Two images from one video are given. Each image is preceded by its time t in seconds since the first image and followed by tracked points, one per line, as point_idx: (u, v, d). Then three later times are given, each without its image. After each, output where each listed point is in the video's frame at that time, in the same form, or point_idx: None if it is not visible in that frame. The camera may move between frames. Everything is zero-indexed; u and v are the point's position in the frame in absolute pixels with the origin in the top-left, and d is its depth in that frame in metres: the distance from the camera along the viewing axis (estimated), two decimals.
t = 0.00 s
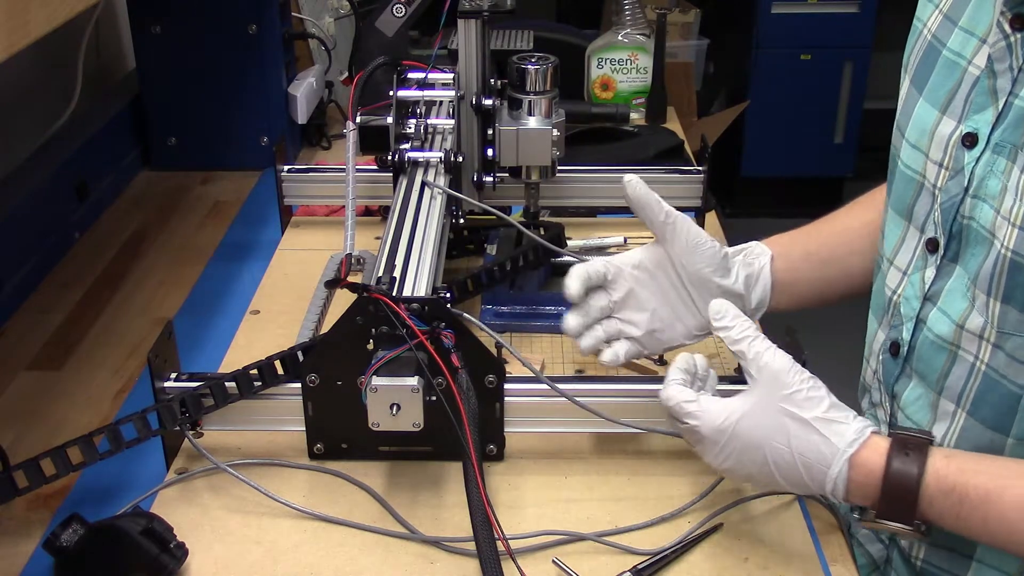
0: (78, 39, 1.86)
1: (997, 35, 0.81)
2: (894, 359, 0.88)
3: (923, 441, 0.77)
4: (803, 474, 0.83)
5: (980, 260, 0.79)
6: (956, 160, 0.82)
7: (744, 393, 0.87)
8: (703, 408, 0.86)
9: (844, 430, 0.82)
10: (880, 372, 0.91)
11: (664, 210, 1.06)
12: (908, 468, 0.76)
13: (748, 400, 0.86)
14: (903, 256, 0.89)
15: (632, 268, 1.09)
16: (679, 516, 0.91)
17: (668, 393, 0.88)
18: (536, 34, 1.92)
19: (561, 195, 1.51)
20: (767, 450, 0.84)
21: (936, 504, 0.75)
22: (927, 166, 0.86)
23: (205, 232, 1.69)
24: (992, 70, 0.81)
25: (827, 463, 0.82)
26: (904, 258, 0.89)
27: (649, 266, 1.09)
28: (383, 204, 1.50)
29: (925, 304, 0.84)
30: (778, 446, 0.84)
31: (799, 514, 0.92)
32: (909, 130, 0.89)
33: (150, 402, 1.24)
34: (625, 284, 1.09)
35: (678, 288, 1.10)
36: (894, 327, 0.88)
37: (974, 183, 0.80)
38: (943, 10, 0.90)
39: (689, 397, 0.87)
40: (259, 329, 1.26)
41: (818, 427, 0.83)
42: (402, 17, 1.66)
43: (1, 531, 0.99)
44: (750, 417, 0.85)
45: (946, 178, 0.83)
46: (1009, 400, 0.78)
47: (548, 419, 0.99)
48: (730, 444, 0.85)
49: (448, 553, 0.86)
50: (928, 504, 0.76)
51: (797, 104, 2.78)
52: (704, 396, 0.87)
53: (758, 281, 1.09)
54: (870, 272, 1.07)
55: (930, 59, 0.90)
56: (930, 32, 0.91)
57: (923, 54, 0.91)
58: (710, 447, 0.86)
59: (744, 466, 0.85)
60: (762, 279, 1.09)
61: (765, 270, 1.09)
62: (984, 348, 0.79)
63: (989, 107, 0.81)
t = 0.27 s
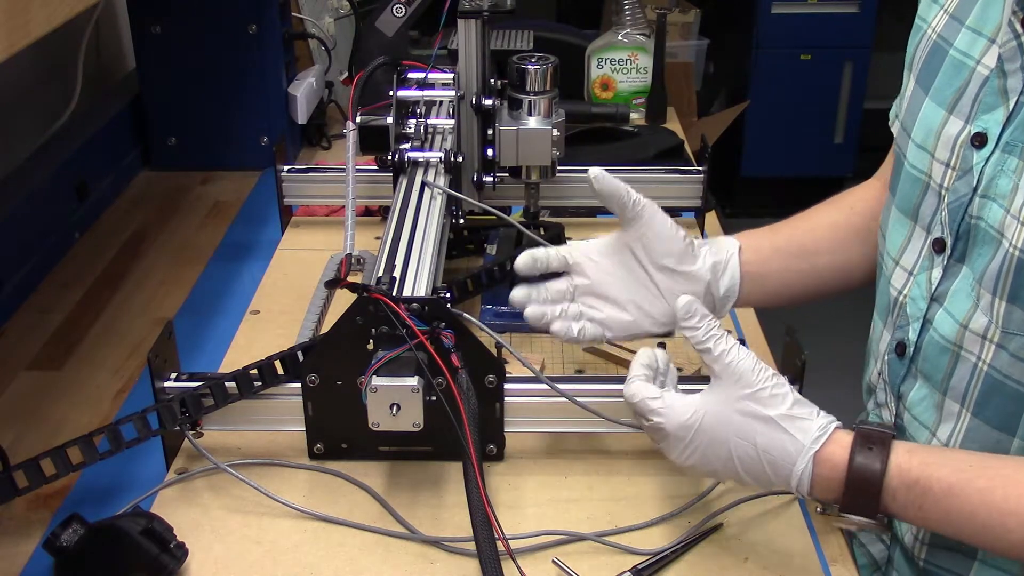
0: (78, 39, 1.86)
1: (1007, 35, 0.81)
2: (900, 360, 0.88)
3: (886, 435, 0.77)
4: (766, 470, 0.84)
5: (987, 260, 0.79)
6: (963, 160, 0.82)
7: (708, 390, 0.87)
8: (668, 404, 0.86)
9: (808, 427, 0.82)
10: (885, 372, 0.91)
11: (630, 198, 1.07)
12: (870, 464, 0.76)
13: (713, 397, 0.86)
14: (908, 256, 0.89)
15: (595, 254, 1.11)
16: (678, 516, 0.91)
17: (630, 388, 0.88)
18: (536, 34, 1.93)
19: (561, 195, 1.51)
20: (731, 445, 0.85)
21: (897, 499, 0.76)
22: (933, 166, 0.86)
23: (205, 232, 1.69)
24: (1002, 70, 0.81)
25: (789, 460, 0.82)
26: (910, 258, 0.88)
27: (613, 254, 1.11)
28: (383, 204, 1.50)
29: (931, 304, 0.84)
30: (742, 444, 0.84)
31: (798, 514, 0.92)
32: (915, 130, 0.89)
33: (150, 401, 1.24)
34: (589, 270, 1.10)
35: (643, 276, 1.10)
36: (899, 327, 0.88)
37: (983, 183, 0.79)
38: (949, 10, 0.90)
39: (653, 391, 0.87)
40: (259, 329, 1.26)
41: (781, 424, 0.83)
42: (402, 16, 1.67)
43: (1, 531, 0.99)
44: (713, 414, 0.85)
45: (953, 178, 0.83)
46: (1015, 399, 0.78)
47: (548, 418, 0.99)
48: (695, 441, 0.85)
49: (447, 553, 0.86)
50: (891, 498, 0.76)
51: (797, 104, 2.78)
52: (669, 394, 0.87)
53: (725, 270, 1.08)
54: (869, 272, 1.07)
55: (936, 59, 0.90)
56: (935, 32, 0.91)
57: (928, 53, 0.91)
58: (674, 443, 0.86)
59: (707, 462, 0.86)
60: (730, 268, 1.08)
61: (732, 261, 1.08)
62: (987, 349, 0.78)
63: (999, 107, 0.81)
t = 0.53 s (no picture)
0: (78, 38, 1.86)
1: (1012, 34, 0.81)
2: (903, 359, 0.88)
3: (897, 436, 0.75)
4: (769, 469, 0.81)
5: (993, 258, 0.79)
6: (968, 159, 0.82)
7: (715, 392, 0.82)
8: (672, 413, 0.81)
9: (819, 435, 0.79)
10: (887, 372, 0.91)
11: (650, 172, 0.95)
12: (884, 468, 0.74)
13: (721, 401, 0.81)
14: (911, 255, 0.89)
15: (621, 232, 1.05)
16: (679, 516, 0.91)
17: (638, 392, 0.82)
18: (536, 35, 1.93)
19: (561, 195, 1.51)
20: (737, 448, 0.82)
21: (910, 500, 0.74)
22: (936, 165, 0.86)
23: (205, 232, 1.69)
24: (1008, 68, 0.81)
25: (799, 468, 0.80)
26: (913, 257, 0.88)
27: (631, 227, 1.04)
28: (383, 204, 1.50)
29: (936, 303, 0.84)
30: (750, 446, 0.81)
31: (799, 514, 0.92)
32: (916, 128, 0.89)
33: (150, 402, 1.24)
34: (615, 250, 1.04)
35: (664, 260, 1.04)
36: (902, 326, 0.88)
37: (988, 181, 0.79)
38: (946, 9, 0.90)
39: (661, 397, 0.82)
40: (259, 329, 1.26)
41: (793, 434, 0.79)
42: (402, 16, 1.67)
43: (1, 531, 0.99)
44: (723, 419, 0.81)
45: (957, 176, 0.83)
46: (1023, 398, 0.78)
47: (548, 418, 1.00)
48: (700, 445, 0.82)
49: (447, 552, 0.86)
50: (903, 499, 0.74)
51: (797, 104, 2.78)
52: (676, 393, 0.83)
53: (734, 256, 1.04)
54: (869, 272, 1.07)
55: (935, 57, 0.89)
56: (933, 31, 0.91)
57: (927, 52, 0.91)
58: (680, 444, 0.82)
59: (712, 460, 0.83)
60: (739, 251, 1.04)
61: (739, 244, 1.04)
62: (995, 348, 0.78)
63: (1005, 105, 0.81)
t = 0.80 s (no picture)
0: (78, 38, 1.86)
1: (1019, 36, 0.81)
2: (913, 363, 0.88)
3: (911, 459, 0.75)
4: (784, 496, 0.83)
5: (1009, 263, 0.78)
6: (980, 163, 0.82)
7: (716, 444, 0.80)
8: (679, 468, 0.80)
9: (830, 476, 0.78)
10: (895, 376, 0.91)
11: (716, 159, 0.84)
12: (901, 489, 0.74)
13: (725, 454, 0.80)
14: (922, 259, 0.89)
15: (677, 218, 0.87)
16: (678, 517, 0.91)
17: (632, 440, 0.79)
18: (536, 35, 1.93)
19: (561, 195, 1.51)
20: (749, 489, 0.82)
21: (928, 517, 0.74)
22: (945, 169, 0.86)
23: (205, 232, 1.69)
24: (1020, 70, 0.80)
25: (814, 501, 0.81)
26: (924, 260, 0.88)
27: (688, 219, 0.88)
28: (383, 204, 1.50)
29: (950, 308, 0.84)
30: (763, 485, 0.81)
31: (799, 514, 0.92)
32: (920, 132, 0.89)
33: (150, 401, 1.24)
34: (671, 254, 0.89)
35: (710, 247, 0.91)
36: (911, 330, 0.88)
37: (1003, 186, 0.79)
38: (943, 10, 0.90)
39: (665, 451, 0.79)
40: (259, 329, 1.26)
41: (804, 480, 0.79)
42: (402, 16, 1.67)
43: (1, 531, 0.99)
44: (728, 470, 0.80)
45: (970, 181, 0.83)
46: None
47: (548, 418, 0.99)
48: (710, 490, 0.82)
49: (447, 552, 0.86)
50: (919, 518, 0.75)
51: (797, 104, 2.78)
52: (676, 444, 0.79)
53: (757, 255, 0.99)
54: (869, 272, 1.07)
55: (936, 58, 0.89)
56: (930, 33, 0.91)
57: (925, 53, 0.91)
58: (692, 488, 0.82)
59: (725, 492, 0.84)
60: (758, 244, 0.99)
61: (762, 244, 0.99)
62: (1014, 351, 0.78)
63: (1018, 108, 0.80)
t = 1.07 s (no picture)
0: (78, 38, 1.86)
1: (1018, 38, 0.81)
2: (911, 367, 0.88)
3: (919, 471, 0.75)
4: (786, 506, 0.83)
5: (1010, 266, 0.78)
6: (979, 165, 0.82)
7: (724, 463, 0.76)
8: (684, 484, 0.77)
9: (839, 495, 0.78)
10: (892, 379, 0.91)
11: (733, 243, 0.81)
12: (910, 503, 0.74)
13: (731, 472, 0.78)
14: (920, 262, 0.88)
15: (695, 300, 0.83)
16: (678, 517, 0.91)
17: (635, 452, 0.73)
18: (536, 35, 1.93)
19: (561, 195, 1.51)
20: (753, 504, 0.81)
21: (935, 527, 0.74)
22: (943, 172, 0.86)
23: (205, 232, 1.69)
24: (1020, 72, 0.80)
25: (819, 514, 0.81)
26: (922, 263, 0.88)
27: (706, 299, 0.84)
28: (383, 204, 1.50)
29: (949, 312, 0.84)
30: (766, 500, 0.80)
31: (799, 514, 0.92)
32: (918, 133, 0.88)
33: (150, 401, 1.24)
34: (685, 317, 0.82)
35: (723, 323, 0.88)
36: (910, 334, 0.88)
37: (1003, 189, 0.79)
38: (942, 11, 0.90)
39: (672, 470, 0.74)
40: (259, 329, 1.26)
41: (810, 498, 0.79)
42: (402, 16, 1.67)
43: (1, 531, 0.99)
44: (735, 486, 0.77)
45: (969, 183, 0.83)
46: None
47: (548, 418, 0.99)
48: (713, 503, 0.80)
49: (447, 552, 0.86)
50: (927, 531, 0.75)
51: (797, 104, 2.78)
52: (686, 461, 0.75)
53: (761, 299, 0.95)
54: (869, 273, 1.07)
55: (934, 59, 0.89)
56: (929, 33, 0.91)
57: (923, 54, 0.91)
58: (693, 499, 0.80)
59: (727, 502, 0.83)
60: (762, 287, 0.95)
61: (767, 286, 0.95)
62: (1015, 355, 0.78)
63: (1018, 110, 0.80)
